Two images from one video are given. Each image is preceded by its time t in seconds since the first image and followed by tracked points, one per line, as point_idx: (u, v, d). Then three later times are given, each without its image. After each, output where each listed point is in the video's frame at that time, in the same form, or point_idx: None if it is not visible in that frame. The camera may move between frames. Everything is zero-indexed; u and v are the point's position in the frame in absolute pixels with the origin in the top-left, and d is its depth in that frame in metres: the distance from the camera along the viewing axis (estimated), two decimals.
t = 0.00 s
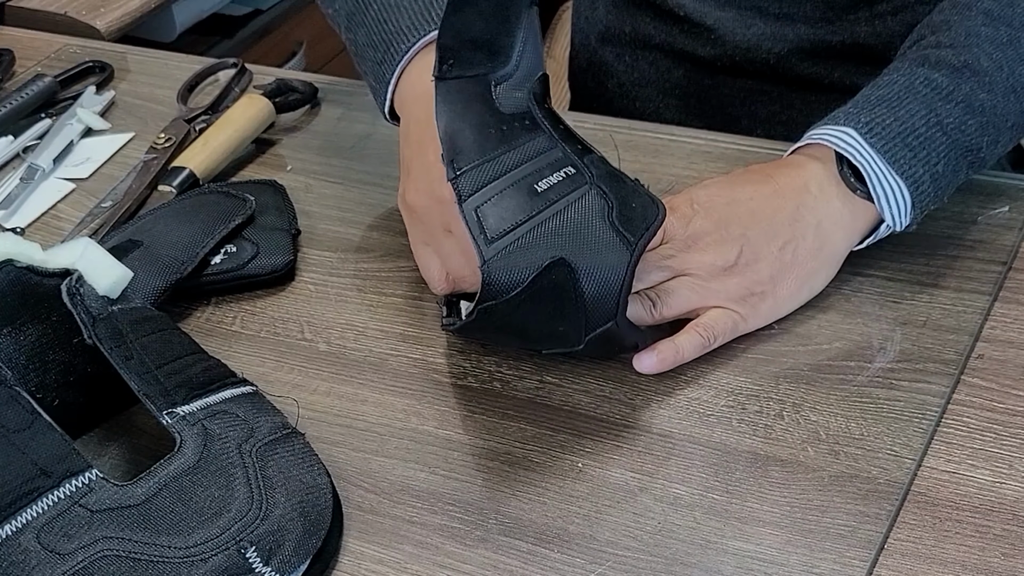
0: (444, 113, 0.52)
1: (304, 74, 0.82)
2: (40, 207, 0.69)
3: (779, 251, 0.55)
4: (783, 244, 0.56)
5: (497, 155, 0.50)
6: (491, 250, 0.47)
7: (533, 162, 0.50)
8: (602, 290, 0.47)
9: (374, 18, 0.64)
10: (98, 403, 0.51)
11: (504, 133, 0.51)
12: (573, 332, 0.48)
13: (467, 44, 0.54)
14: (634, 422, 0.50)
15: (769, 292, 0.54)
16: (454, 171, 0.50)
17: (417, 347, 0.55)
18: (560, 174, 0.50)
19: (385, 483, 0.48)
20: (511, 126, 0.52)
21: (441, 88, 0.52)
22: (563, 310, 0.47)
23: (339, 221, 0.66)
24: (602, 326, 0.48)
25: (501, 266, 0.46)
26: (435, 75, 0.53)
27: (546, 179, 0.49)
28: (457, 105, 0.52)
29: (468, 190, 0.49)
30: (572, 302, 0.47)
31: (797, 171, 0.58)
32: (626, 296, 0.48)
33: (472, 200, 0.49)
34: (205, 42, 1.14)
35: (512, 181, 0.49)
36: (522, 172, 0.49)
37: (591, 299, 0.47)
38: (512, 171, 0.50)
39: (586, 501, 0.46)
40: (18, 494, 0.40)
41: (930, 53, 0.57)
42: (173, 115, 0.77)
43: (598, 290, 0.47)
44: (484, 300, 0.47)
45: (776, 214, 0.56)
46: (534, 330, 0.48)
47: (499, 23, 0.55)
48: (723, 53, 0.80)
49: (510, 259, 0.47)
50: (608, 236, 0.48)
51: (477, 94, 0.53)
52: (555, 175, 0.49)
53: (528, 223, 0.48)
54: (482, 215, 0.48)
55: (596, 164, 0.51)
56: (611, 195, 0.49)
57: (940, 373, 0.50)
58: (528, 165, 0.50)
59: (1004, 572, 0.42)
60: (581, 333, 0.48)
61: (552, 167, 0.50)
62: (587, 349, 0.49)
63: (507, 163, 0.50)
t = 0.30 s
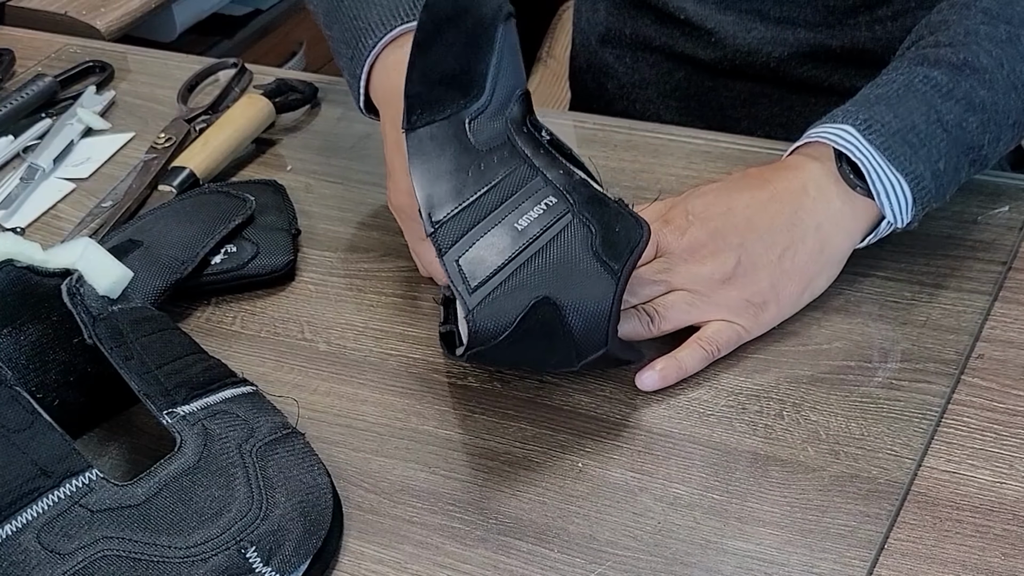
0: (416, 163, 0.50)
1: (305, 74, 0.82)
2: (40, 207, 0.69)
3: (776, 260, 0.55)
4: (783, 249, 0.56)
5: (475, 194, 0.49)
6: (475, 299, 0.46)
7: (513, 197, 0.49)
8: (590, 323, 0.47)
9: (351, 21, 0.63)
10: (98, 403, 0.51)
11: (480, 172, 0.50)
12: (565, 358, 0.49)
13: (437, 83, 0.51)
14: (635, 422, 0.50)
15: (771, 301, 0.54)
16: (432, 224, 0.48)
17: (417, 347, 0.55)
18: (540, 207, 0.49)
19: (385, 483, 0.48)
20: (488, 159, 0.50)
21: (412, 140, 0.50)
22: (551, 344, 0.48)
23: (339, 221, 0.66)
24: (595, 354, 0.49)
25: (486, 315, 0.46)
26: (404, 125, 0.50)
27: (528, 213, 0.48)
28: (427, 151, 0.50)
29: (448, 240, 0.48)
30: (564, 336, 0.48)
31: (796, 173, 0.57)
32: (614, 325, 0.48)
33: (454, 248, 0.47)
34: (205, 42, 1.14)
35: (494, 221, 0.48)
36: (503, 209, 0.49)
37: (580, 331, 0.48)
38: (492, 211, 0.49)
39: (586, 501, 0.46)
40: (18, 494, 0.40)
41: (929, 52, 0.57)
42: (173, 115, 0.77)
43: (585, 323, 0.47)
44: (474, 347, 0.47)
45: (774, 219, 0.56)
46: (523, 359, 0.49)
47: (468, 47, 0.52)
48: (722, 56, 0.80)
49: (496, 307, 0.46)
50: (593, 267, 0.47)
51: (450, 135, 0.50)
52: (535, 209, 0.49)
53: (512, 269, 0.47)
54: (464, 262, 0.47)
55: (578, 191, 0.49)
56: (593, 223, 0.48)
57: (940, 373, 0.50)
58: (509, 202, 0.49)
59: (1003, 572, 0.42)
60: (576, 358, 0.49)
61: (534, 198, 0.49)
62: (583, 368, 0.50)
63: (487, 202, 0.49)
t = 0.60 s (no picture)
0: (413, 173, 0.50)
1: (304, 74, 0.82)
2: (40, 207, 0.69)
3: (774, 261, 0.55)
4: (782, 249, 0.56)
5: (471, 203, 0.49)
6: (473, 306, 0.46)
7: (509, 205, 0.49)
8: (588, 329, 0.47)
9: (348, 20, 0.64)
10: (98, 403, 0.51)
11: (477, 180, 0.50)
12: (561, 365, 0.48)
13: (430, 95, 0.51)
14: (635, 422, 0.50)
15: (769, 301, 0.54)
16: (429, 234, 0.48)
17: (417, 347, 0.55)
18: (536, 213, 0.49)
19: (385, 483, 0.48)
20: (483, 167, 0.51)
21: (407, 150, 0.50)
22: (549, 350, 0.48)
23: (339, 221, 0.66)
24: (592, 360, 0.48)
25: (484, 322, 0.46)
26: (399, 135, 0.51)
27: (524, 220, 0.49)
28: (423, 162, 0.50)
29: (445, 250, 0.48)
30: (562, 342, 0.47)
31: (793, 174, 0.57)
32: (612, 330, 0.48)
33: (451, 257, 0.48)
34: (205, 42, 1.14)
35: (491, 229, 0.48)
36: (500, 216, 0.49)
37: (577, 336, 0.47)
38: (489, 219, 0.49)
39: (586, 501, 0.46)
40: (18, 494, 0.40)
41: (927, 50, 0.57)
42: (173, 115, 0.77)
43: (583, 329, 0.47)
44: (473, 353, 0.46)
45: (772, 220, 0.56)
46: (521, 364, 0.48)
47: (459, 59, 0.51)
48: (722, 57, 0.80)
49: (493, 314, 0.46)
50: (589, 272, 0.47)
51: (445, 144, 0.51)
52: (532, 215, 0.49)
53: (510, 276, 0.47)
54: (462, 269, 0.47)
55: (574, 195, 0.49)
56: (590, 228, 0.48)
57: (940, 373, 0.50)
58: (505, 209, 0.49)
59: (1003, 572, 0.42)
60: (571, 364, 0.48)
61: (530, 203, 0.49)
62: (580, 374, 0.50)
63: (484, 210, 0.49)
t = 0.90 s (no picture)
0: (414, 159, 0.50)
1: (304, 75, 0.82)
2: (40, 207, 0.69)
3: (775, 258, 0.56)
4: (785, 251, 0.56)
5: (473, 192, 0.49)
6: (475, 294, 0.46)
7: (512, 194, 0.49)
8: (589, 321, 0.47)
9: (349, 18, 0.64)
10: (98, 404, 0.51)
11: (479, 169, 0.50)
12: (561, 356, 0.49)
13: (436, 80, 0.51)
14: (635, 421, 0.50)
15: (769, 299, 0.54)
16: (432, 220, 0.48)
17: (417, 347, 0.55)
18: (538, 203, 0.49)
19: (385, 483, 0.48)
20: (485, 158, 0.50)
21: (410, 136, 0.50)
22: (551, 341, 0.48)
23: (339, 221, 0.66)
24: (594, 350, 0.48)
25: (485, 309, 0.46)
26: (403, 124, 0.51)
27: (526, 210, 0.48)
28: (426, 148, 0.50)
29: (446, 237, 0.48)
30: (564, 332, 0.47)
31: (799, 177, 0.58)
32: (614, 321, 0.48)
33: (453, 245, 0.48)
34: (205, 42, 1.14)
35: (493, 217, 0.48)
36: (502, 204, 0.49)
37: (579, 327, 0.47)
38: (491, 208, 0.49)
39: (587, 501, 0.46)
40: (18, 494, 0.40)
41: (931, 52, 0.57)
42: (173, 115, 0.77)
43: (584, 319, 0.47)
44: (473, 342, 0.47)
45: (776, 222, 0.57)
46: (524, 356, 0.49)
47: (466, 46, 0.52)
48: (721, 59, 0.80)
49: (495, 301, 0.46)
50: (591, 262, 0.47)
51: (447, 131, 0.51)
52: (533, 205, 0.49)
53: (513, 265, 0.47)
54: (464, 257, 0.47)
55: (576, 186, 0.49)
56: (592, 219, 0.48)
57: (940, 373, 0.50)
58: (507, 198, 0.49)
59: (1003, 572, 0.42)
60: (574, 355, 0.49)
61: (533, 194, 0.49)
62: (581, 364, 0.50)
63: (486, 198, 0.49)
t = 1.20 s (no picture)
0: (415, 154, 0.50)
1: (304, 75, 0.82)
2: (40, 207, 0.69)
3: (773, 256, 0.56)
4: (783, 247, 0.56)
5: (473, 188, 0.49)
6: (473, 288, 0.47)
7: (512, 189, 0.49)
8: (588, 317, 0.47)
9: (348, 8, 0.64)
10: (98, 404, 0.51)
11: (480, 164, 0.50)
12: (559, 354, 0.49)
13: (436, 77, 0.51)
14: (636, 421, 0.50)
15: (768, 298, 0.54)
16: (432, 215, 0.49)
17: (417, 347, 0.55)
18: (538, 199, 0.49)
19: (385, 483, 0.48)
20: (487, 152, 0.50)
21: (412, 130, 0.50)
22: (549, 338, 0.48)
23: (339, 221, 0.66)
24: (591, 348, 0.48)
25: (483, 304, 0.46)
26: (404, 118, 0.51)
27: (526, 206, 0.48)
28: (427, 143, 0.50)
29: (446, 231, 0.48)
30: (561, 329, 0.47)
31: (798, 172, 0.58)
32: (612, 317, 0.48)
33: (453, 240, 0.48)
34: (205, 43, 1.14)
35: (493, 213, 0.48)
36: (502, 200, 0.49)
37: (576, 324, 0.47)
38: (491, 204, 0.49)
39: (587, 500, 0.46)
40: (18, 494, 0.40)
41: (930, 45, 0.57)
42: (173, 115, 0.77)
43: (582, 316, 0.47)
44: (472, 337, 0.47)
45: (774, 219, 0.57)
46: (522, 353, 0.49)
47: (468, 44, 0.52)
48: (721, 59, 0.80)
49: (493, 295, 0.46)
50: (590, 258, 0.47)
51: (449, 126, 0.50)
52: (533, 201, 0.49)
53: (511, 260, 0.47)
54: (463, 252, 0.48)
55: (576, 183, 0.49)
56: (592, 215, 0.48)
57: (940, 373, 0.50)
58: (507, 194, 0.49)
59: (1003, 572, 0.42)
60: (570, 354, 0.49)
61: (533, 190, 0.49)
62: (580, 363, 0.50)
63: (486, 195, 0.49)
